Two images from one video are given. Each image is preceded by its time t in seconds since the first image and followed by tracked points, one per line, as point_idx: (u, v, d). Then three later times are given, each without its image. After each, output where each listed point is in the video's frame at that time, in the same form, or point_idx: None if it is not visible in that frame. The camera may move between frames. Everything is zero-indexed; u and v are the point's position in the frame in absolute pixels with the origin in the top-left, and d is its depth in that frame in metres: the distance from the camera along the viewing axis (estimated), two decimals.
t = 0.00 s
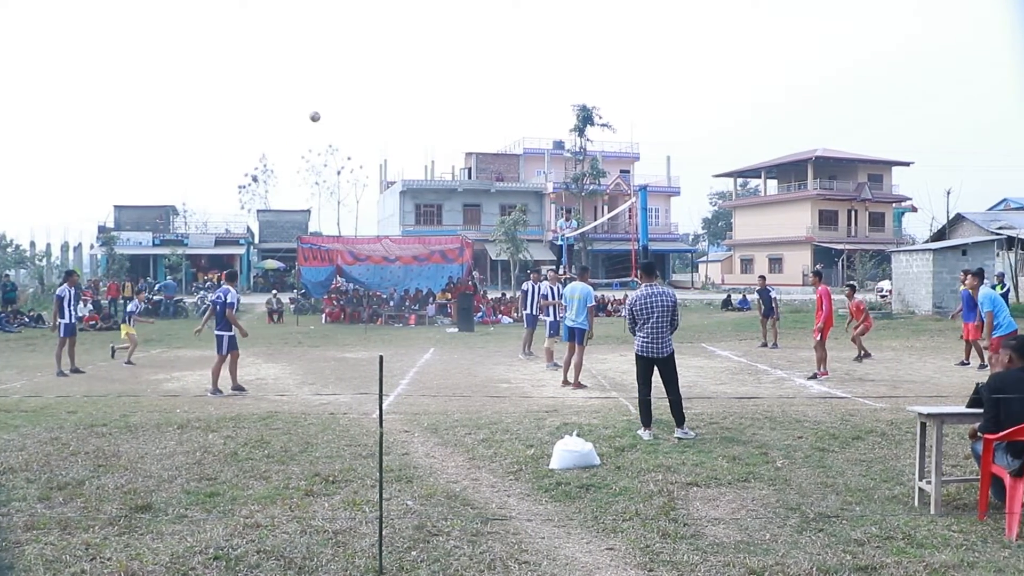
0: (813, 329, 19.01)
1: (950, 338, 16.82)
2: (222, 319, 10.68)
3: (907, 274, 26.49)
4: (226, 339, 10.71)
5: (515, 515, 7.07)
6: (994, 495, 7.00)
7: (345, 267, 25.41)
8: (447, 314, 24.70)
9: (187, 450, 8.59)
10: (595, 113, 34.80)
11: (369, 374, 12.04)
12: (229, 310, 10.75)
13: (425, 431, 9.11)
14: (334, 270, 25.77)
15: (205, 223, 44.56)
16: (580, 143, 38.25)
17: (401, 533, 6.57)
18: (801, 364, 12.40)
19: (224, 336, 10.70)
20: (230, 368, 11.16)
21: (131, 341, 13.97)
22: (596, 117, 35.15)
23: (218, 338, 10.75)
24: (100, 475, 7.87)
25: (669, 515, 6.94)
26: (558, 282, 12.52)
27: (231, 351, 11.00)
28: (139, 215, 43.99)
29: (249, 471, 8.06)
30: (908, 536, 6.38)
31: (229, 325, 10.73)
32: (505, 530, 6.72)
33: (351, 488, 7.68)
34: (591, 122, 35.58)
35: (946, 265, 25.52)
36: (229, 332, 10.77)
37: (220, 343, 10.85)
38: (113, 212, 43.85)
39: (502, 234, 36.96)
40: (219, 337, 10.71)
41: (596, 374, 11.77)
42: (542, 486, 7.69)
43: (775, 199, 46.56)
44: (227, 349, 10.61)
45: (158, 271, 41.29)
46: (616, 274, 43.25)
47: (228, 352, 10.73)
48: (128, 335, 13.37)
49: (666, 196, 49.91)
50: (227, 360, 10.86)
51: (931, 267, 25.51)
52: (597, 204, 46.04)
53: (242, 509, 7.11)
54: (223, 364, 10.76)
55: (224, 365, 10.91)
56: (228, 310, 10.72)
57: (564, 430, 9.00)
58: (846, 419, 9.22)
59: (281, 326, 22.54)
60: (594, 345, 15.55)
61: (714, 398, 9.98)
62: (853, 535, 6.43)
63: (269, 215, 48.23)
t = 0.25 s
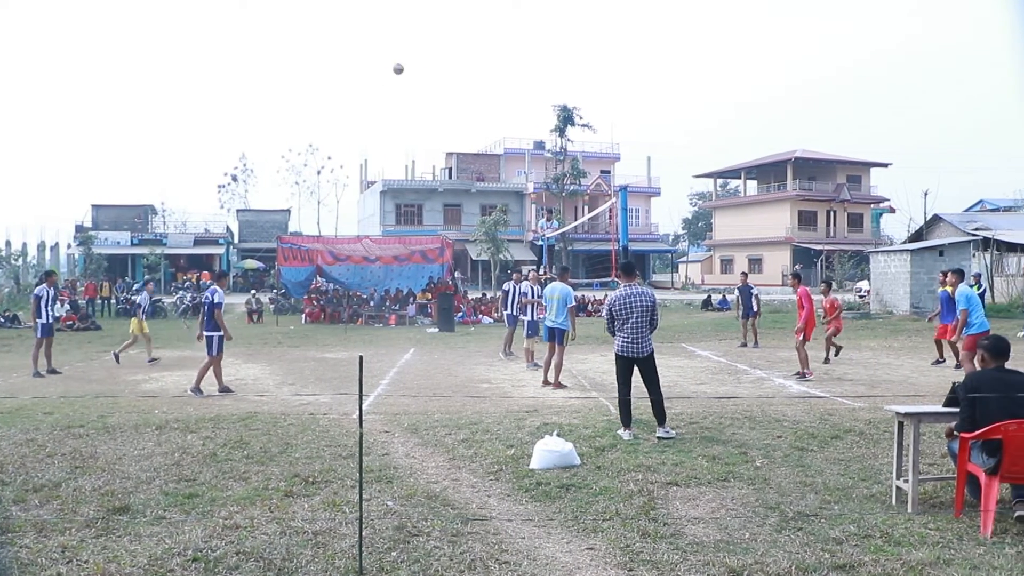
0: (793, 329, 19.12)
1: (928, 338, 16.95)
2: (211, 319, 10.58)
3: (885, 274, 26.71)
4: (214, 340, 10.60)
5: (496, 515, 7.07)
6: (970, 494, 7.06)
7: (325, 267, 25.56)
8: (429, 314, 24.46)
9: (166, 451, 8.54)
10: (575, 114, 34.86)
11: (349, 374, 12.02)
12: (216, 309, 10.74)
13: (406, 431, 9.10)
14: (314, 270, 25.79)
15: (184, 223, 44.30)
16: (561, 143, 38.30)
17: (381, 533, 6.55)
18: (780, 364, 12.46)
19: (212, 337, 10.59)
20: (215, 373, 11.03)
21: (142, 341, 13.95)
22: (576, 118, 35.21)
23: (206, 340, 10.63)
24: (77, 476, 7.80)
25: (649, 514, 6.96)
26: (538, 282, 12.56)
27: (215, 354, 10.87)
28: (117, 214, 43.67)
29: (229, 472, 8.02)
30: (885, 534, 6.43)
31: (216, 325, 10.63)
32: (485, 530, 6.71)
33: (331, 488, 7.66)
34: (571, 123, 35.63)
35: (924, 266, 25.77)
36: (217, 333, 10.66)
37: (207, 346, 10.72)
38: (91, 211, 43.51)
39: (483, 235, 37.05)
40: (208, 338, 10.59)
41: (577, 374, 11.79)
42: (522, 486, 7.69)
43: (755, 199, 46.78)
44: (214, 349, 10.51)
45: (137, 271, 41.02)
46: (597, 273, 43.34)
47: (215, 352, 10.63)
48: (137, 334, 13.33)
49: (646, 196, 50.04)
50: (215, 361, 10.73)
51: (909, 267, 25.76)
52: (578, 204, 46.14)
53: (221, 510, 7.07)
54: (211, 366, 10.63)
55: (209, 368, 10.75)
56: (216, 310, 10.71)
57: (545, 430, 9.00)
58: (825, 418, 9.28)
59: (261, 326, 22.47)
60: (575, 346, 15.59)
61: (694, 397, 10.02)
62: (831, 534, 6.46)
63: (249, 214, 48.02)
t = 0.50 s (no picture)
0: (773, 329, 19.24)
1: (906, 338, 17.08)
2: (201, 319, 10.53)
3: (865, 274, 26.87)
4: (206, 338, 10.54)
5: (477, 515, 7.07)
6: (947, 492, 7.12)
7: (306, 267, 25.20)
8: (409, 314, 24.59)
9: (145, 452, 8.48)
10: (556, 114, 34.91)
11: (329, 374, 11.99)
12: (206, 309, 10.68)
13: (387, 432, 9.08)
14: (295, 270, 25.52)
15: (164, 222, 44.03)
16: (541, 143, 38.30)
17: (362, 534, 6.54)
18: (760, 364, 12.51)
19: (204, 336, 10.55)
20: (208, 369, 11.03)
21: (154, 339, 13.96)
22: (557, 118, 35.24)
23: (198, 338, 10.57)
24: (54, 478, 7.73)
25: (630, 514, 6.98)
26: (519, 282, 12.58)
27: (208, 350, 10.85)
28: (95, 213, 43.33)
29: (208, 473, 7.97)
30: (864, 533, 6.47)
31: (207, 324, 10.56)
32: (466, 530, 6.71)
33: (312, 489, 7.63)
34: (553, 123, 35.67)
35: (903, 266, 25.88)
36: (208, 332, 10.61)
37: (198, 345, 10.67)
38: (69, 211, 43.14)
39: (464, 234, 37.15)
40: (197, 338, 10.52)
41: (558, 374, 11.81)
42: (503, 486, 7.69)
43: (736, 199, 46.99)
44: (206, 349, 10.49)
45: (116, 271, 40.71)
46: (578, 274, 43.41)
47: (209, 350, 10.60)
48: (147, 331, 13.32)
49: (627, 196, 50.15)
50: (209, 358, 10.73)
51: (887, 268, 25.88)
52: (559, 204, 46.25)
53: (201, 512, 7.03)
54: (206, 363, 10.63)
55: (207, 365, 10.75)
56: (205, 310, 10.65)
57: (526, 430, 9.01)
58: (804, 418, 9.33)
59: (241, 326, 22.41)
60: (555, 346, 15.62)
61: (675, 397, 10.04)
62: (810, 533, 6.49)
63: (230, 214, 47.81)
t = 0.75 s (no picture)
0: (748, 329, 19.36)
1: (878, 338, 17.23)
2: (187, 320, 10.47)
3: (839, 275, 27.19)
4: (192, 340, 10.48)
5: (453, 515, 7.06)
6: (920, 490, 7.19)
7: (281, 267, 25.12)
8: (385, 314, 24.67)
9: (118, 454, 8.39)
10: (533, 115, 34.94)
11: (305, 374, 11.94)
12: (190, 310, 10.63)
13: (362, 432, 9.04)
14: (271, 270, 25.45)
15: (138, 222, 43.64)
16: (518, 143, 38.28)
17: (337, 534, 6.51)
18: (735, 364, 12.57)
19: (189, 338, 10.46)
20: (191, 370, 10.96)
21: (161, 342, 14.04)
22: (534, 119, 35.27)
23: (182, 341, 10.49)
24: (25, 481, 7.64)
25: (606, 513, 6.99)
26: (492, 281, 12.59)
27: (192, 352, 10.77)
28: (67, 212, 42.85)
29: (183, 475, 7.91)
30: (839, 531, 6.51)
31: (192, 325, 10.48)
32: (442, 531, 6.70)
33: (287, 490, 7.59)
34: (529, 123, 35.70)
35: (875, 266, 26.24)
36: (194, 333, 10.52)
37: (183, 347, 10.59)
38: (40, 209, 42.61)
39: (439, 234, 37.34)
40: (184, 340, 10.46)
41: (534, 374, 11.82)
42: (479, 486, 7.68)
43: (712, 200, 47.25)
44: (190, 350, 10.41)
45: (89, 271, 40.28)
46: (554, 274, 43.44)
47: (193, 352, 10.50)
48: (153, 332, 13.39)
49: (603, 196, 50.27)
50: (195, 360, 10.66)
51: (862, 268, 26.21)
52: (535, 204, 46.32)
53: (175, 514, 6.97)
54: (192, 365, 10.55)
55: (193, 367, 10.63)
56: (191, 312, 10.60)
57: (502, 430, 9.02)
58: (779, 417, 9.39)
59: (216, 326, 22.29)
60: (531, 346, 15.64)
61: (651, 397, 10.07)
62: (785, 531, 6.54)
63: (204, 214, 47.51)
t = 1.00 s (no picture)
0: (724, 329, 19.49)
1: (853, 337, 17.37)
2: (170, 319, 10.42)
3: (814, 275, 27.63)
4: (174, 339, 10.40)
5: (430, 515, 7.05)
6: (893, 488, 7.26)
7: (257, 267, 24.86)
8: (362, 314, 24.77)
9: (92, 455, 8.32)
10: (510, 115, 34.95)
11: (281, 375, 11.89)
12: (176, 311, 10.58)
13: (339, 433, 9.01)
14: (246, 270, 25.09)
15: (112, 221, 43.35)
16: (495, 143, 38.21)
17: (314, 535, 6.48)
18: (711, 364, 12.63)
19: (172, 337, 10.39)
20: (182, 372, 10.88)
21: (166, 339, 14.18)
22: (511, 119, 35.28)
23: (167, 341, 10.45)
24: None
25: (583, 513, 7.00)
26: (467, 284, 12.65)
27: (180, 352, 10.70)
28: (39, 211, 42.36)
29: (158, 476, 7.85)
30: (814, 530, 6.56)
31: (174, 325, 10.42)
32: (419, 531, 6.68)
33: (263, 491, 7.56)
34: (507, 123, 35.69)
35: (850, 267, 26.66)
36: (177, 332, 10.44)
37: (168, 349, 10.52)
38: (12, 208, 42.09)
39: (416, 234, 37.55)
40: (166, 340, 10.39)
41: (511, 374, 11.84)
42: (456, 486, 7.68)
43: (690, 200, 47.47)
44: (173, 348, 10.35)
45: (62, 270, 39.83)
46: (531, 274, 43.45)
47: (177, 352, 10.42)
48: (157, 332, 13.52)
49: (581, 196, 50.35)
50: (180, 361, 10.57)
51: (836, 268, 26.63)
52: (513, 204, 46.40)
53: (150, 515, 6.91)
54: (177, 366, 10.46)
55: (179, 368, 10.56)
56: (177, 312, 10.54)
57: (479, 430, 9.02)
58: (755, 417, 9.44)
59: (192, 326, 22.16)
60: (508, 346, 15.66)
61: (628, 397, 10.10)
62: (761, 530, 6.57)
63: (180, 213, 47.26)
